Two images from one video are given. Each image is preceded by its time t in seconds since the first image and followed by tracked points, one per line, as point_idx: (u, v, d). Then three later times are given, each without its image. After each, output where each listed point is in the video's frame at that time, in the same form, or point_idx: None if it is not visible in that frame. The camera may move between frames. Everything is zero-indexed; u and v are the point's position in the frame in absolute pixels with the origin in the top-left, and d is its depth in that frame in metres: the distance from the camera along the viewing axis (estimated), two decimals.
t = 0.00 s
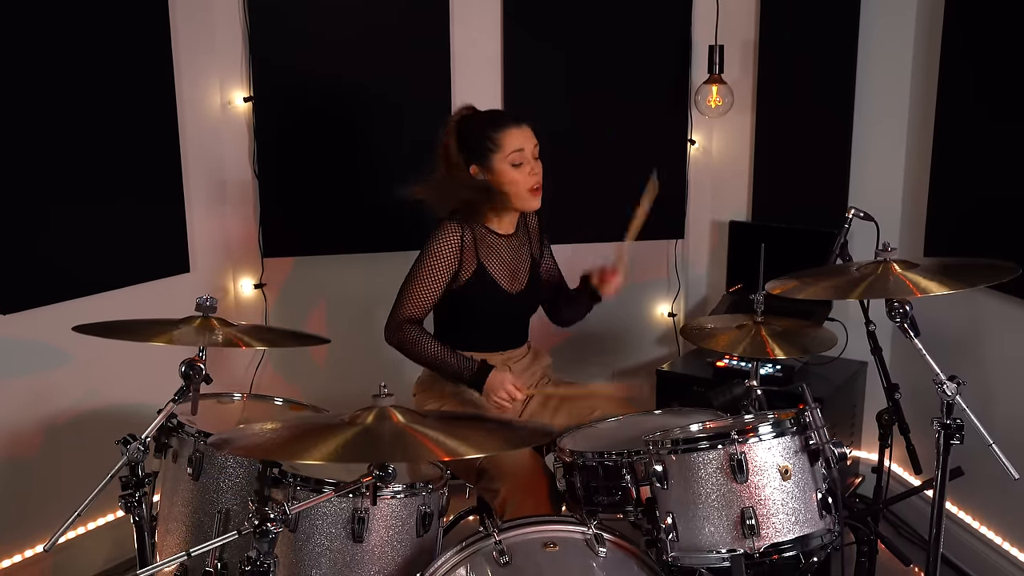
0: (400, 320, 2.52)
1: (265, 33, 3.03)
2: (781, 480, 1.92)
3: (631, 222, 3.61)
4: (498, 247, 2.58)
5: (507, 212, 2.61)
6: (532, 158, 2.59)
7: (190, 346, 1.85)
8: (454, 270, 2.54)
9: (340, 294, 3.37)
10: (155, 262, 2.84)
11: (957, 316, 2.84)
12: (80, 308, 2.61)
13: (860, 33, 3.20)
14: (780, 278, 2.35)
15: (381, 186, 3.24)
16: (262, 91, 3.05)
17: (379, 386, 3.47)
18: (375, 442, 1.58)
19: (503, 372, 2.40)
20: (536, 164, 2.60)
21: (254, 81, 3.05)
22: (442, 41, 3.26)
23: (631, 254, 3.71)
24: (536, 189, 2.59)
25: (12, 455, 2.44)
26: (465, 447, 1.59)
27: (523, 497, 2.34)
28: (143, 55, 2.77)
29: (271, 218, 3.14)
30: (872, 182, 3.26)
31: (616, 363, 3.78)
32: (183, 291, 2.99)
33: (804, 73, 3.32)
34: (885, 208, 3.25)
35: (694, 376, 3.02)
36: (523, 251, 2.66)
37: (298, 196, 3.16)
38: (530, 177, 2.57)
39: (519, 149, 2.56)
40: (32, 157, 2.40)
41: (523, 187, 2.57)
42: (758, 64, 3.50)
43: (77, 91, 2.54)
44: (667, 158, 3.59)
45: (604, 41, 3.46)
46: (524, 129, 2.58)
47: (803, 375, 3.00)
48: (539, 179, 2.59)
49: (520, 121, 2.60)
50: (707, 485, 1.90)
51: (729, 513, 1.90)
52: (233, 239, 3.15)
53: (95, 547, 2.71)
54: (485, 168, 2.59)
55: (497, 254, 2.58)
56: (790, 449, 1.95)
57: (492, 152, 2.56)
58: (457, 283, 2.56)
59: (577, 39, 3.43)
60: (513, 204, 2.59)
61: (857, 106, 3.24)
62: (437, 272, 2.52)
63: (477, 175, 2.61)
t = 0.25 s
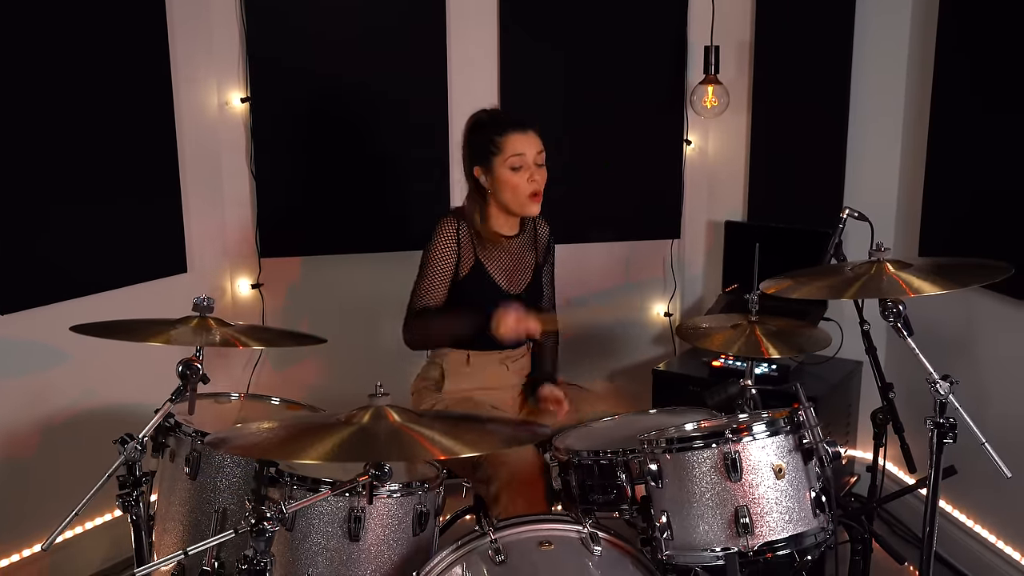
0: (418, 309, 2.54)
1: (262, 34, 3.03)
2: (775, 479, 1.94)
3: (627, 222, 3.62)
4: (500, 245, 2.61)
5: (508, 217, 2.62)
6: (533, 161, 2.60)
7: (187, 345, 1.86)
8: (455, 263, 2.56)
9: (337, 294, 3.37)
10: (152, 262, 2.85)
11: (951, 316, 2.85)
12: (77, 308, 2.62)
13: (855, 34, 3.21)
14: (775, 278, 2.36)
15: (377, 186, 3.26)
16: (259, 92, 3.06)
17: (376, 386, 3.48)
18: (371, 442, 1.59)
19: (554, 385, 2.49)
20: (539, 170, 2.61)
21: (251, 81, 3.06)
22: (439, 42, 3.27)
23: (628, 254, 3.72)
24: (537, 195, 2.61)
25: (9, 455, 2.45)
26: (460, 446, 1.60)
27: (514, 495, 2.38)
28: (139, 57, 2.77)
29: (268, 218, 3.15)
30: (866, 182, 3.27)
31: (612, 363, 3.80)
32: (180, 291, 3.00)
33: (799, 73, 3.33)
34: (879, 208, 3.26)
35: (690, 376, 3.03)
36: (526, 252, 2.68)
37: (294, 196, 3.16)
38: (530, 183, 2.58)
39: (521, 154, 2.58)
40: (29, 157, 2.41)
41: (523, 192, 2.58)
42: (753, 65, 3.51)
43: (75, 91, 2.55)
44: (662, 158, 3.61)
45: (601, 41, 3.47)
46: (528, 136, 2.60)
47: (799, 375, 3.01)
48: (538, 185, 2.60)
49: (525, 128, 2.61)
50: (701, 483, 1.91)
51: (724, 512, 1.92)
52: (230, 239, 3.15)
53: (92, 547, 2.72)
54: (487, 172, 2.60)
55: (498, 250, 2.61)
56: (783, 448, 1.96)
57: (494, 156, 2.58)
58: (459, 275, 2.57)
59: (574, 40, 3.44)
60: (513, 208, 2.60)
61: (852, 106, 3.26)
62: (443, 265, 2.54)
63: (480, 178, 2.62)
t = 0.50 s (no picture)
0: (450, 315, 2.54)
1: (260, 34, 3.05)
2: (768, 477, 1.95)
3: (623, 222, 3.64)
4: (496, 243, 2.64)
5: (499, 211, 2.69)
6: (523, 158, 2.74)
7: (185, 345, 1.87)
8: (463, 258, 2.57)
9: (334, 293, 3.38)
10: (150, 261, 2.86)
11: (946, 315, 2.86)
12: (75, 308, 2.63)
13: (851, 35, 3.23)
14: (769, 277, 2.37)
15: (375, 186, 3.26)
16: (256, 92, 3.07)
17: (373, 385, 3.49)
18: (367, 440, 1.60)
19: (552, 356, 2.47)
20: (528, 166, 2.75)
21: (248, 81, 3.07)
22: (437, 42, 3.28)
23: (624, 254, 3.73)
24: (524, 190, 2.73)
25: (7, 454, 2.46)
26: (455, 444, 1.61)
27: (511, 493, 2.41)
28: (139, 57, 2.79)
29: (265, 218, 3.16)
30: (862, 182, 3.28)
31: (608, 362, 3.81)
32: (178, 290, 3.01)
33: (794, 74, 3.34)
34: (874, 208, 3.28)
35: (686, 375, 3.04)
36: (523, 247, 2.70)
37: (291, 196, 3.17)
38: (521, 177, 2.71)
39: (514, 148, 2.72)
40: (27, 157, 2.42)
41: (513, 185, 2.71)
42: (750, 65, 3.54)
43: (73, 91, 2.56)
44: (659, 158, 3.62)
45: (598, 41, 3.48)
46: (522, 132, 2.75)
47: (794, 374, 3.03)
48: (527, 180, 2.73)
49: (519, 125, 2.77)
50: (695, 482, 1.92)
51: (717, 510, 1.93)
52: (228, 238, 3.17)
53: (90, 545, 2.73)
54: (481, 162, 2.69)
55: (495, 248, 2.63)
56: (777, 447, 1.97)
57: (489, 146, 2.69)
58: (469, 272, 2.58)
59: (571, 40, 3.45)
60: (505, 203, 2.70)
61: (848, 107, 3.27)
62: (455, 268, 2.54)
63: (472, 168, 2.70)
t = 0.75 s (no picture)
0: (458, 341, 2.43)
1: (258, 34, 3.06)
2: (764, 475, 1.96)
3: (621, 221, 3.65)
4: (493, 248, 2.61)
5: (499, 213, 2.64)
6: (534, 157, 2.63)
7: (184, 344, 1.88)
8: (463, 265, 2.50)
9: (332, 293, 3.39)
10: (149, 261, 2.87)
11: (942, 314, 2.88)
12: (74, 307, 2.64)
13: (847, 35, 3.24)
14: (764, 277, 2.38)
15: (374, 186, 3.28)
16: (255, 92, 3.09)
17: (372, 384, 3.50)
18: (364, 438, 1.62)
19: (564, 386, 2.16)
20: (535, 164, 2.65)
21: (246, 81, 3.08)
22: (435, 42, 3.29)
23: (622, 254, 3.74)
24: (530, 189, 2.64)
25: (7, 453, 2.46)
26: (451, 442, 1.62)
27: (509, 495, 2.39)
28: (137, 56, 2.80)
29: (264, 218, 3.18)
30: (858, 182, 3.30)
31: (606, 361, 3.82)
32: (178, 290, 3.02)
33: (790, 74, 3.35)
34: (871, 208, 3.29)
35: (683, 375, 3.05)
36: (515, 249, 2.71)
37: (290, 195, 3.19)
38: (528, 175, 2.61)
39: (523, 146, 2.60)
40: (27, 157, 2.43)
41: (520, 184, 2.60)
42: (746, 65, 3.53)
43: (73, 91, 2.57)
44: (657, 158, 3.63)
45: (595, 42, 3.49)
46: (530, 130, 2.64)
47: (791, 374, 3.03)
48: (535, 179, 2.63)
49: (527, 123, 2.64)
50: (690, 480, 1.94)
51: (713, 508, 1.94)
52: (227, 237, 3.18)
53: (89, 545, 2.73)
54: (488, 160, 2.60)
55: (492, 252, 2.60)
56: (772, 446, 1.99)
57: (496, 144, 2.59)
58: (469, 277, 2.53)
59: (568, 40, 3.46)
60: (508, 202, 2.62)
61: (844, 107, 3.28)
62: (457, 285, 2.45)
63: (478, 167, 2.62)
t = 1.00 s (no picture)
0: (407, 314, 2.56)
1: (258, 35, 3.07)
2: (761, 474, 1.97)
3: (621, 221, 3.66)
4: (495, 246, 2.62)
5: (496, 215, 2.63)
6: (522, 159, 2.62)
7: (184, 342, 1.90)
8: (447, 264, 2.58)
9: (332, 292, 3.40)
10: (151, 261, 2.89)
11: (940, 313, 2.89)
12: (75, 307, 2.66)
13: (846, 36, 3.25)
14: (762, 276, 2.39)
15: (374, 186, 3.29)
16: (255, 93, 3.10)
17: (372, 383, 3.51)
18: (363, 436, 1.63)
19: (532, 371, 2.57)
20: (524, 168, 2.62)
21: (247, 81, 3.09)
22: (435, 42, 3.30)
23: (622, 253, 3.75)
24: (522, 193, 2.61)
25: (8, 451, 2.48)
26: (449, 440, 1.63)
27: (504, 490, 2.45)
28: (139, 56, 2.81)
29: (265, 218, 3.19)
30: (857, 182, 3.31)
31: (606, 361, 3.83)
32: (179, 289, 3.04)
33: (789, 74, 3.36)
34: (869, 208, 3.30)
35: (682, 374, 3.06)
36: (519, 251, 2.69)
37: (290, 195, 3.20)
38: (516, 180, 2.59)
39: (506, 152, 2.60)
40: (29, 158, 2.45)
41: (507, 189, 2.59)
42: (746, 65, 3.54)
43: (74, 92, 2.59)
44: (656, 158, 3.63)
45: (594, 42, 3.50)
46: (515, 134, 2.62)
47: (790, 373, 3.04)
48: (524, 184, 2.60)
49: (511, 128, 2.63)
50: (688, 479, 1.95)
51: (710, 507, 1.95)
52: (227, 237, 3.19)
53: (90, 543, 2.75)
54: (474, 168, 2.63)
55: (494, 250, 2.62)
56: (769, 445, 2.00)
57: (480, 152, 2.61)
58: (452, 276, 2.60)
59: (567, 41, 3.47)
60: (503, 207, 2.62)
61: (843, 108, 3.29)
62: (429, 276, 2.57)
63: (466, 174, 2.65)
